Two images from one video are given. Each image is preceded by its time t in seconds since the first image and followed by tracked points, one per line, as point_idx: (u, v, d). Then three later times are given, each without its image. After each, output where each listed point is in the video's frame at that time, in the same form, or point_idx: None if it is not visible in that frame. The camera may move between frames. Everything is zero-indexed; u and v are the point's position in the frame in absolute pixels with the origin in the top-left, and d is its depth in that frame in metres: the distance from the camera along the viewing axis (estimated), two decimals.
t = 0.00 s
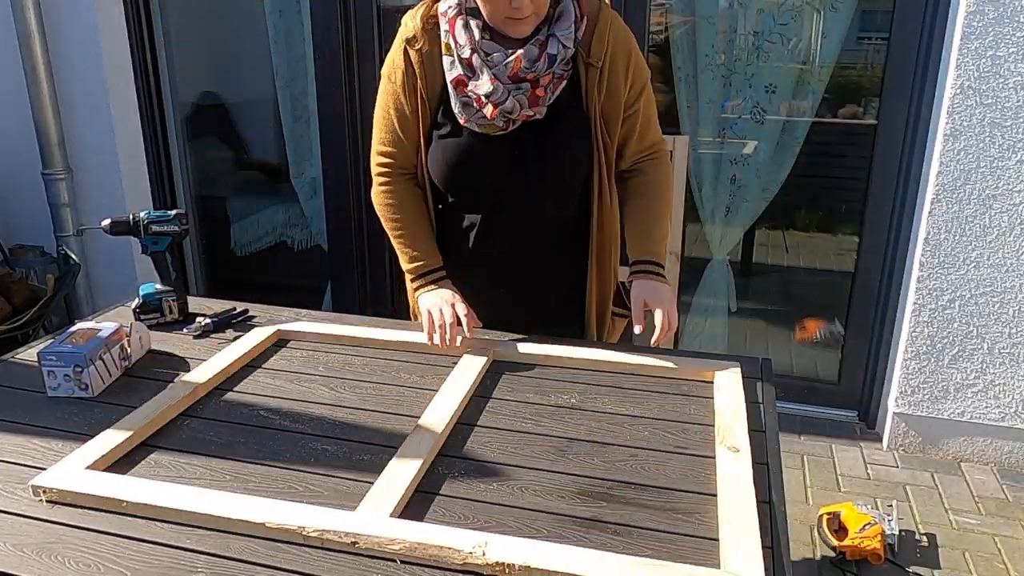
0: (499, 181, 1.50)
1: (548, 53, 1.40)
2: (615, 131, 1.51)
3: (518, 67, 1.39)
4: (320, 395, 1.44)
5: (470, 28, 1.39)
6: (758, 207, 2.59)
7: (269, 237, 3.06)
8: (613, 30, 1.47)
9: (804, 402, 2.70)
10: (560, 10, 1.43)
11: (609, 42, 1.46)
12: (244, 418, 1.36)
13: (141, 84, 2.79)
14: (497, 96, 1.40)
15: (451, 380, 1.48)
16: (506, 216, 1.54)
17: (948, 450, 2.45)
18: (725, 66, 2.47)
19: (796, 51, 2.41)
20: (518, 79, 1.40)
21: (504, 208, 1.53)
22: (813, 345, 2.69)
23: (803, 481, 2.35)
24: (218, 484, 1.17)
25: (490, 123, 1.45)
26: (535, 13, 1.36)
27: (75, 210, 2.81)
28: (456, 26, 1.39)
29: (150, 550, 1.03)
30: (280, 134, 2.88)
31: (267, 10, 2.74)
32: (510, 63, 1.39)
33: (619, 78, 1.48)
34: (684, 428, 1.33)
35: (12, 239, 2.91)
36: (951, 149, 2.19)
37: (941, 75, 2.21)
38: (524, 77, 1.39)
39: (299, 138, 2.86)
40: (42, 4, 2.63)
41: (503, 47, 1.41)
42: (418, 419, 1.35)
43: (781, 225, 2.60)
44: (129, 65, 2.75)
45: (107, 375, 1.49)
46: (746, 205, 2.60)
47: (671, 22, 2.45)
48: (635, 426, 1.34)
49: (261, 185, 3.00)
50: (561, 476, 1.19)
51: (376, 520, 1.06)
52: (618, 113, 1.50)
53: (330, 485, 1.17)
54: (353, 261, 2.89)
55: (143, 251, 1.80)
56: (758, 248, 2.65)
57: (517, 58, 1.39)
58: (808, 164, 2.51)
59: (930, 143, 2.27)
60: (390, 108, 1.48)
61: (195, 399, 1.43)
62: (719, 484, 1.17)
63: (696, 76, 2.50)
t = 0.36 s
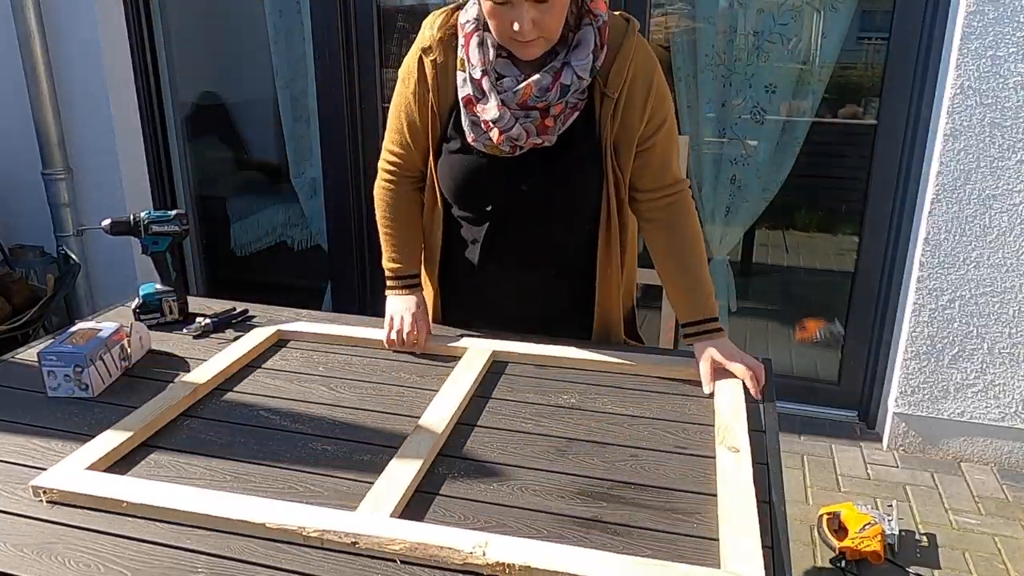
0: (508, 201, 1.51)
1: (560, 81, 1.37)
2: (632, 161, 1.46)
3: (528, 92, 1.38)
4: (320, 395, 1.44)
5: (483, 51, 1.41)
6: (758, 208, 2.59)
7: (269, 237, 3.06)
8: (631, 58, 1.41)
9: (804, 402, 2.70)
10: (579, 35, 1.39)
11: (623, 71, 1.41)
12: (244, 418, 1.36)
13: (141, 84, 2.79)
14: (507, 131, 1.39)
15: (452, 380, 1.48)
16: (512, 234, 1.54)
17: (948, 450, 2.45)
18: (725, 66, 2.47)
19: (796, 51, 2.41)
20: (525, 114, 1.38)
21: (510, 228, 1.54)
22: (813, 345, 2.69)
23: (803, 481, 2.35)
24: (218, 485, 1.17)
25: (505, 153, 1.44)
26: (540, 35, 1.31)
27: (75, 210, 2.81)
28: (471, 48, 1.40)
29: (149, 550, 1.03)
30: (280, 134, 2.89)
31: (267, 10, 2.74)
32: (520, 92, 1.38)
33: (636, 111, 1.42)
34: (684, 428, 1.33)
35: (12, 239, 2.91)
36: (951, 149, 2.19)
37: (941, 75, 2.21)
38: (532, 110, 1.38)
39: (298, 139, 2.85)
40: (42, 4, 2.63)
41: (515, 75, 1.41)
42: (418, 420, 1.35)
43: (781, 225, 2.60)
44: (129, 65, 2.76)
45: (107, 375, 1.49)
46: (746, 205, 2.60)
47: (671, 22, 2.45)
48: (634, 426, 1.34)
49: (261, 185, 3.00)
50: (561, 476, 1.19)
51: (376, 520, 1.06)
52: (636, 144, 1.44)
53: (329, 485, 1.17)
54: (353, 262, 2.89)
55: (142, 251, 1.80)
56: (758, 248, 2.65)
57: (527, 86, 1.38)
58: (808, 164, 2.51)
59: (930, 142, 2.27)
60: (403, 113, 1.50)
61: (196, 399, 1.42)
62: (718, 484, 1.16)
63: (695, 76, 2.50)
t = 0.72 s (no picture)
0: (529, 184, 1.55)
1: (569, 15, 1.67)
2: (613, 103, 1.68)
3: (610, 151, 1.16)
4: (321, 395, 1.44)
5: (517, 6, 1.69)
6: (758, 208, 2.59)
7: (269, 237, 3.06)
8: (612, 36, 1.74)
9: (804, 402, 2.70)
10: None
11: (609, 45, 1.73)
12: (244, 418, 1.36)
13: (141, 84, 2.80)
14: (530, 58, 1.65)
15: (453, 382, 1.47)
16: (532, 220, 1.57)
17: (949, 450, 2.45)
18: (724, 66, 2.47)
19: (796, 51, 2.41)
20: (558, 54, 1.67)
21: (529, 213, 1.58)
22: (813, 346, 2.69)
23: (804, 481, 2.35)
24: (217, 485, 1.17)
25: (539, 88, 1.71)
26: None
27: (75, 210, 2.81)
28: (502, 17, 1.68)
29: (150, 550, 1.03)
30: (280, 134, 2.88)
31: (267, 10, 2.73)
32: (538, 23, 1.67)
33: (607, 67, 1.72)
34: (684, 428, 1.33)
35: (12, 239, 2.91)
36: (951, 149, 2.19)
37: (941, 75, 2.21)
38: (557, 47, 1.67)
39: (298, 139, 2.85)
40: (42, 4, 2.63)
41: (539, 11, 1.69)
42: (418, 420, 1.35)
43: (781, 225, 2.60)
44: (129, 65, 2.76)
45: (107, 375, 1.49)
46: (746, 205, 2.59)
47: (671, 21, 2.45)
48: (634, 426, 1.34)
49: (261, 185, 3.00)
50: (561, 476, 1.19)
51: (381, 502, 1.09)
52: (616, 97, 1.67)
53: (329, 485, 1.17)
54: (353, 262, 2.89)
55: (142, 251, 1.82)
56: (758, 248, 2.64)
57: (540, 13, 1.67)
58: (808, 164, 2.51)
59: (930, 142, 2.27)
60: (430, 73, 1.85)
61: (196, 400, 1.43)
62: (718, 484, 1.16)
63: (695, 76, 2.51)
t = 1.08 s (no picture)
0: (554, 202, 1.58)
1: (638, 37, 1.44)
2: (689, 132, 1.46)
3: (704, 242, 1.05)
4: (320, 395, 1.44)
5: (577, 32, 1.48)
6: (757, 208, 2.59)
7: (269, 237, 3.05)
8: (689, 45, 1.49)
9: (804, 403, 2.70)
10: (652, 6, 1.46)
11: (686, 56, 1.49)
12: (244, 419, 1.36)
13: (141, 84, 2.80)
14: (596, 90, 1.48)
15: (453, 383, 1.47)
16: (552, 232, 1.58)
17: (949, 450, 2.45)
18: (724, 65, 2.47)
19: (796, 51, 2.42)
20: (628, 86, 1.48)
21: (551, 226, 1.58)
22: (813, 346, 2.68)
23: (804, 481, 2.35)
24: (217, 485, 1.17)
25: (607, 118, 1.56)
26: (614, 10, 1.42)
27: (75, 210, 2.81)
28: (562, 38, 1.49)
29: (149, 550, 1.03)
30: (280, 134, 2.89)
31: (267, 10, 2.73)
32: (603, 50, 1.45)
33: (684, 82, 1.48)
34: (684, 428, 1.33)
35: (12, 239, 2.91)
36: (951, 149, 2.19)
37: (941, 75, 2.21)
38: (629, 77, 1.47)
39: (298, 139, 2.85)
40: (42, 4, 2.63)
41: (602, 33, 1.47)
42: (418, 420, 1.35)
43: (781, 225, 2.59)
44: (129, 65, 2.76)
45: (107, 375, 1.49)
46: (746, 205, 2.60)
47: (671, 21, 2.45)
48: (634, 426, 1.34)
49: (261, 185, 3.00)
50: (561, 476, 1.20)
51: (381, 502, 1.09)
52: (698, 125, 1.45)
53: (329, 485, 1.17)
54: (353, 262, 2.88)
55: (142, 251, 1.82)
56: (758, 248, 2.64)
57: (606, 39, 1.45)
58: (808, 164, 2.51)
59: (931, 142, 2.27)
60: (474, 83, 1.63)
61: (196, 400, 1.43)
62: (718, 484, 1.16)
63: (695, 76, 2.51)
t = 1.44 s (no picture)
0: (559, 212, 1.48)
1: (651, 53, 1.30)
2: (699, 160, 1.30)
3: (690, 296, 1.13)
4: (321, 395, 1.44)
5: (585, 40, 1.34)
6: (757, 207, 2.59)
7: (269, 237, 3.05)
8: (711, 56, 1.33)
9: (804, 402, 2.70)
10: (670, 21, 1.32)
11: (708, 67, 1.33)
12: (244, 418, 1.36)
13: (141, 84, 2.80)
14: (603, 101, 1.32)
15: (453, 382, 1.47)
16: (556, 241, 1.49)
17: (949, 450, 2.45)
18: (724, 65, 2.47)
19: (796, 51, 2.41)
20: (637, 101, 1.33)
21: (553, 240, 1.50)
22: (813, 346, 2.69)
23: (803, 481, 2.35)
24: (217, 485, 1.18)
25: (611, 132, 1.39)
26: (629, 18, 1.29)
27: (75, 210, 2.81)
28: (571, 42, 1.35)
29: (149, 550, 1.03)
30: (280, 134, 2.89)
31: (267, 9, 2.73)
32: (612, 60, 1.32)
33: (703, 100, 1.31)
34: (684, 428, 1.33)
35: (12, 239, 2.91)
36: (951, 149, 2.19)
37: (941, 75, 2.21)
38: (637, 94, 1.33)
39: (298, 139, 2.85)
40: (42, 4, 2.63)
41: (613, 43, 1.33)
42: (417, 420, 1.35)
43: (782, 225, 2.60)
44: (129, 65, 2.76)
45: (107, 375, 1.49)
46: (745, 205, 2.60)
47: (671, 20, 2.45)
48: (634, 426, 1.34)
49: (261, 185, 3.00)
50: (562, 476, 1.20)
51: (381, 502, 1.09)
52: (710, 152, 1.28)
53: (329, 484, 1.17)
54: (354, 263, 2.88)
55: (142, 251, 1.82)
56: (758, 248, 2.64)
57: (615, 48, 1.31)
58: (808, 164, 2.51)
59: (931, 142, 2.27)
60: (488, 89, 1.48)
61: (195, 400, 1.43)
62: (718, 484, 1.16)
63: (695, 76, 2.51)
